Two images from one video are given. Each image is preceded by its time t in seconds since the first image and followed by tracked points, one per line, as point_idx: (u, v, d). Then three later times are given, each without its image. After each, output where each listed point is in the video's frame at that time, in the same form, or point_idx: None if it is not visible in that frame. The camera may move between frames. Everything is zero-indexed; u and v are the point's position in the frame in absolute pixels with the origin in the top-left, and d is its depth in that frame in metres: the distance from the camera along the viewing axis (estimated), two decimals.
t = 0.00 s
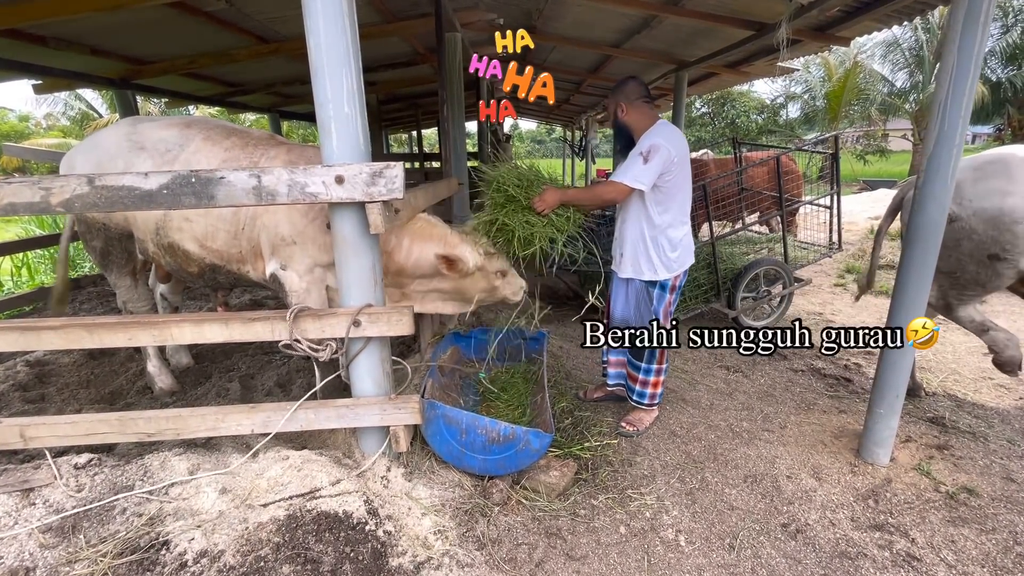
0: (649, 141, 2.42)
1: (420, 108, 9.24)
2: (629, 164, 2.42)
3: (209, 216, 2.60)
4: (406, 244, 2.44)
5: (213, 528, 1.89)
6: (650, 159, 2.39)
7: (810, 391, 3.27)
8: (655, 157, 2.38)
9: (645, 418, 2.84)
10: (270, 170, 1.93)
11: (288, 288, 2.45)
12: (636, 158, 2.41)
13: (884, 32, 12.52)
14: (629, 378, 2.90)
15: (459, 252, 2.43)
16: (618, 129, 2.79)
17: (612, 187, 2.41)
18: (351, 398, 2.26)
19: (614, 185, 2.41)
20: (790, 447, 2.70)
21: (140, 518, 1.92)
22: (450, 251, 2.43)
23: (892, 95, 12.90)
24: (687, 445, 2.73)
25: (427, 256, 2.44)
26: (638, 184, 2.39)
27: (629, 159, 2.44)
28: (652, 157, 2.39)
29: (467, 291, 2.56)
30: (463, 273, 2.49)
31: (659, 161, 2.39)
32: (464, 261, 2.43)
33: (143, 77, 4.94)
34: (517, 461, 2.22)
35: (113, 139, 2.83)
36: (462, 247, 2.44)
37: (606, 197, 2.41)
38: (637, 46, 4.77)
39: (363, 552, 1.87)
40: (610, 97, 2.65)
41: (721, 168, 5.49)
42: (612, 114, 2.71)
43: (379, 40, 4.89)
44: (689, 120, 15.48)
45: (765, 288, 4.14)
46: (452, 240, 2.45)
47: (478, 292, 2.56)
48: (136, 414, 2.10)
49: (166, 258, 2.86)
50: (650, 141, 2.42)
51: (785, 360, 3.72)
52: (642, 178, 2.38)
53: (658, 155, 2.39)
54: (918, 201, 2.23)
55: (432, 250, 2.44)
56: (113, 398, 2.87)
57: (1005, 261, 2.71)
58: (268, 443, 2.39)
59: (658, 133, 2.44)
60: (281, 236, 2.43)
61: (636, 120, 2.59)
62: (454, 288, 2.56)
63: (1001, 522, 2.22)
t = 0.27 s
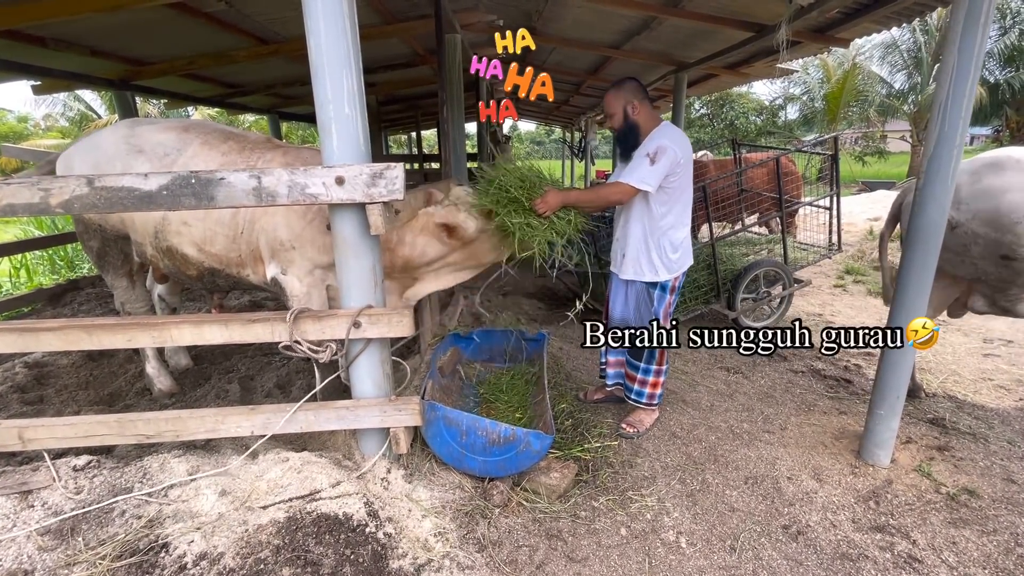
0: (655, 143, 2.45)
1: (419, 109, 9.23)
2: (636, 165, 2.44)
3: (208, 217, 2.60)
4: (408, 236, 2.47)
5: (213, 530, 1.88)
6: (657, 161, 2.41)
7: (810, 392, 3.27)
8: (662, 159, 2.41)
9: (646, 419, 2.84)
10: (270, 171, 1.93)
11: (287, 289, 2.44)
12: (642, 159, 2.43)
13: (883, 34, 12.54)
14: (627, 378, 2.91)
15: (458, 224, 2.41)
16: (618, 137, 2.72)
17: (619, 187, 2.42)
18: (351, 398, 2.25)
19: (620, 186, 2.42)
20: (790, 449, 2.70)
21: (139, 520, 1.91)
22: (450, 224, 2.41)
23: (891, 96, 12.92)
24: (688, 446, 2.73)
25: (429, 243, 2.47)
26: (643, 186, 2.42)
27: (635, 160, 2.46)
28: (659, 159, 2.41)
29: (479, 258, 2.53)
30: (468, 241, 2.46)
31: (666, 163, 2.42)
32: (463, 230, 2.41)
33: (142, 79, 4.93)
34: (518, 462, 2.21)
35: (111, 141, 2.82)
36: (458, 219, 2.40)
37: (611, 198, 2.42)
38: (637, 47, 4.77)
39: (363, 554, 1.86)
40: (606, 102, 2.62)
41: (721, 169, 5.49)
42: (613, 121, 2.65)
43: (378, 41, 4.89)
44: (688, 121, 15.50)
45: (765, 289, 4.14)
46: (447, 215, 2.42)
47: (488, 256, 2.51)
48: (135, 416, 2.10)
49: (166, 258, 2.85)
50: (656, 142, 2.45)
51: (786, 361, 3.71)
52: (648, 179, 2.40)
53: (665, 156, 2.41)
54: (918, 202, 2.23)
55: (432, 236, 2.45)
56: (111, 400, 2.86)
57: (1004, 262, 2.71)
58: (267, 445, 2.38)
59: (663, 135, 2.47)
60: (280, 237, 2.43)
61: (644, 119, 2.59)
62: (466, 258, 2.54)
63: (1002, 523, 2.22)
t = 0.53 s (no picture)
0: (666, 149, 2.43)
1: (419, 111, 9.24)
2: (648, 171, 2.41)
3: (209, 218, 2.60)
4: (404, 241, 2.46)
5: (213, 532, 1.87)
6: (667, 168, 2.41)
7: (810, 394, 3.27)
8: (673, 166, 2.41)
9: (647, 421, 2.85)
10: (271, 172, 1.93)
11: (287, 290, 2.44)
12: (653, 165, 2.41)
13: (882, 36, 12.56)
14: (626, 377, 2.90)
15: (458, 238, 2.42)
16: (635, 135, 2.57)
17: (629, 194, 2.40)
18: (351, 400, 2.25)
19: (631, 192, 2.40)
20: (791, 451, 2.69)
21: (138, 522, 1.91)
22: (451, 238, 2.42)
23: (890, 99, 12.94)
24: (688, 448, 2.72)
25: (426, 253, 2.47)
26: (654, 193, 2.42)
27: (645, 163, 2.43)
28: (669, 166, 2.42)
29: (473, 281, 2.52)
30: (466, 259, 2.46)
31: (675, 170, 2.43)
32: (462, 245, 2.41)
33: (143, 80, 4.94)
34: (518, 464, 2.21)
35: (112, 142, 2.82)
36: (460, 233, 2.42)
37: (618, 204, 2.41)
38: (637, 49, 4.77)
39: (363, 556, 1.86)
40: (643, 95, 2.45)
41: (720, 171, 5.50)
42: (644, 117, 2.49)
43: (379, 43, 4.89)
44: (688, 123, 15.52)
45: (765, 291, 4.14)
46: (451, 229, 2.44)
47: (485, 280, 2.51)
48: (135, 417, 2.09)
49: (168, 258, 2.85)
50: (665, 148, 2.43)
51: (786, 363, 3.71)
52: (657, 185, 2.41)
53: (675, 164, 2.42)
54: (918, 204, 2.23)
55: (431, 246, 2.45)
56: (111, 401, 2.85)
57: (1003, 264, 2.71)
58: (267, 446, 2.38)
59: (672, 141, 2.45)
60: (280, 238, 2.42)
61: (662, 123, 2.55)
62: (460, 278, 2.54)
63: (1003, 526, 2.21)
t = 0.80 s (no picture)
0: (674, 153, 2.43)
1: (420, 113, 9.25)
2: (658, 175, 2.39)
3: (210, 217, 2.59)
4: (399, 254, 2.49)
5: (211, 532, 1.86)
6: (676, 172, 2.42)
7: (812, 396, 3.26)
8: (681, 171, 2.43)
9: (648, 421, 2.85)
10: (271, 172, 1.93)
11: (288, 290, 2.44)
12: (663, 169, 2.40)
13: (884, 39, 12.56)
14: (628, 378, 2.89)
15: (446, 275, 2.47)
16: (642, 137, 2.49)
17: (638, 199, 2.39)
18: (351, 401, 2.25)
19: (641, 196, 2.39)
20: (792, 453, 2.68)
21: (137, 522, 1.90)
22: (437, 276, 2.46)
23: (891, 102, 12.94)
24: (689, 450, 2.71)
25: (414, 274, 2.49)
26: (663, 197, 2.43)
27: (653, 165, 2.39)
28: (676, 170, 2.44)
29: (452, 324, 2.55)
30: (447, 301, 2.49)
31: (679, 175, 2.47)
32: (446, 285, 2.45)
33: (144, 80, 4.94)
34: (518, 465, 2.21)
35: (115, 139, 2.82)
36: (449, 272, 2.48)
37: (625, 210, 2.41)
38: (638, 51, 4.77)
39: (363, 557, 1.85)
40: (661, 98, 2.35)
41: (721, 172, 5.50)
42: (657, 121, 2.41)
43: (380, 44, 4.90)
44: (689, 125, 15.52)
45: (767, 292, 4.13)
46: (444, 265, 2.51)
47: (462, 325, 2.53)
48: (134, 417, 2.09)
49: (171, 256, 2.85)
50: (673, 153, 2.43)
51: (787, 365, 3.70)
52: (664, 190, 2.42)
53: (681, 169, 2.44)
54: (920, 206, 2.23)
55: (422, 267, 2.49)
56: (111, 401, 2.84)
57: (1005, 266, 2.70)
58: (267, 446, 2.37)
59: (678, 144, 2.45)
60: (284, 235, 2.43)
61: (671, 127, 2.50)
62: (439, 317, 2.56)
63: (1006, 529, 2.20)
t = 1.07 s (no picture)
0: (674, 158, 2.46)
1: (423, 115, 9.28)
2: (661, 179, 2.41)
3: (214, 216, 2.61)
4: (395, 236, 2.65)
5: (213, 530, 1.87)
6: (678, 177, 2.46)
7: (813, 398, 3.26)
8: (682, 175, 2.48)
9: (650, 423, 2.85)
10: (274, 172, 1.94)
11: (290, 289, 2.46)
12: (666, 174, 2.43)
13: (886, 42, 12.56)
14: (633, 379, 2.90)
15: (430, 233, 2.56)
16: (638, 142, 2.50)
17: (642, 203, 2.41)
18: (352, 400, 2.25)
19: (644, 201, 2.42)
20: (793, 455, 2.68)
21: (139, 520, 1.91)
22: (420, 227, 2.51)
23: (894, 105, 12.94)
24: (690, 451, 2.71)
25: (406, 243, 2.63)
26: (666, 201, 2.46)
27: (658, 171, 2.42)
28: (677, 174, 2.49)
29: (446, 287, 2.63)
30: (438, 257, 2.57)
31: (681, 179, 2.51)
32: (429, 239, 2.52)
33: (149, 82, 4.97)
34: (518, 465, 2.21)
35: (119, 140, 2.84)
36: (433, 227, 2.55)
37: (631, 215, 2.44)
38: (639, 54, 4.79)
39: (363, 556, 1.86)
40: (654, 105, 2.34)
41: (723, 175, 5.50)
42: (651, 127, 2.41)
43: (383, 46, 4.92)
44: (691, 128, 15.53)
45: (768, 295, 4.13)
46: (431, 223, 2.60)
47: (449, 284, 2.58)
48: (137, 415, 2.10)
49: (174, 255, 2.86)
50: (674, 158, 2.47)
51: (789, 368, 3.70)
52: (669, 195, 2.45)
53: (683, 173, 2.49)
54: (921, 207, 2.23)
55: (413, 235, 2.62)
56: (114, 400, 2.86)
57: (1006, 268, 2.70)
58: (268, 444, 2.38)
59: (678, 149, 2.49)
60: (288, 234, 2.45)
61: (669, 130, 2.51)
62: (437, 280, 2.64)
63: (1007, 531, 2.20)
